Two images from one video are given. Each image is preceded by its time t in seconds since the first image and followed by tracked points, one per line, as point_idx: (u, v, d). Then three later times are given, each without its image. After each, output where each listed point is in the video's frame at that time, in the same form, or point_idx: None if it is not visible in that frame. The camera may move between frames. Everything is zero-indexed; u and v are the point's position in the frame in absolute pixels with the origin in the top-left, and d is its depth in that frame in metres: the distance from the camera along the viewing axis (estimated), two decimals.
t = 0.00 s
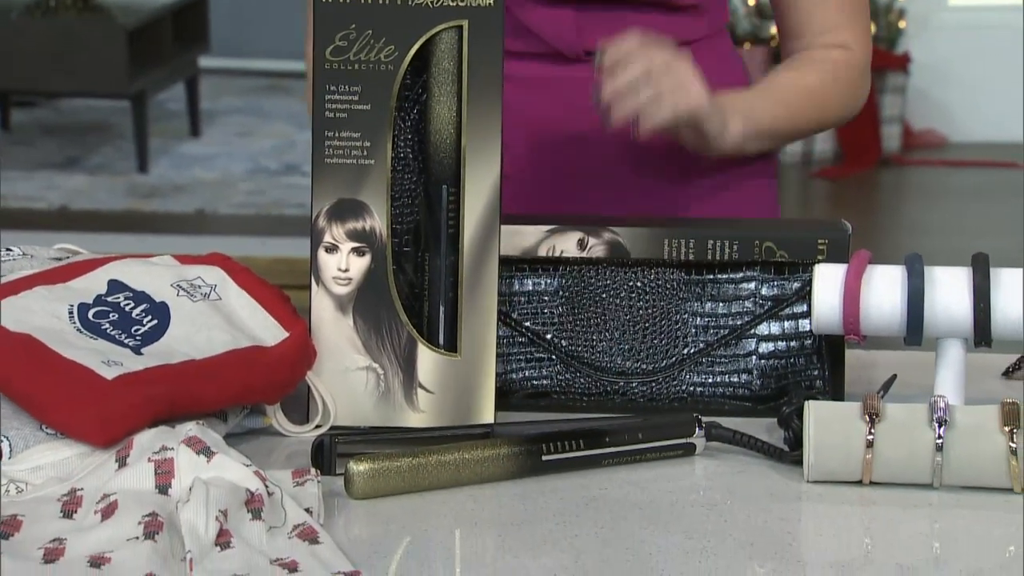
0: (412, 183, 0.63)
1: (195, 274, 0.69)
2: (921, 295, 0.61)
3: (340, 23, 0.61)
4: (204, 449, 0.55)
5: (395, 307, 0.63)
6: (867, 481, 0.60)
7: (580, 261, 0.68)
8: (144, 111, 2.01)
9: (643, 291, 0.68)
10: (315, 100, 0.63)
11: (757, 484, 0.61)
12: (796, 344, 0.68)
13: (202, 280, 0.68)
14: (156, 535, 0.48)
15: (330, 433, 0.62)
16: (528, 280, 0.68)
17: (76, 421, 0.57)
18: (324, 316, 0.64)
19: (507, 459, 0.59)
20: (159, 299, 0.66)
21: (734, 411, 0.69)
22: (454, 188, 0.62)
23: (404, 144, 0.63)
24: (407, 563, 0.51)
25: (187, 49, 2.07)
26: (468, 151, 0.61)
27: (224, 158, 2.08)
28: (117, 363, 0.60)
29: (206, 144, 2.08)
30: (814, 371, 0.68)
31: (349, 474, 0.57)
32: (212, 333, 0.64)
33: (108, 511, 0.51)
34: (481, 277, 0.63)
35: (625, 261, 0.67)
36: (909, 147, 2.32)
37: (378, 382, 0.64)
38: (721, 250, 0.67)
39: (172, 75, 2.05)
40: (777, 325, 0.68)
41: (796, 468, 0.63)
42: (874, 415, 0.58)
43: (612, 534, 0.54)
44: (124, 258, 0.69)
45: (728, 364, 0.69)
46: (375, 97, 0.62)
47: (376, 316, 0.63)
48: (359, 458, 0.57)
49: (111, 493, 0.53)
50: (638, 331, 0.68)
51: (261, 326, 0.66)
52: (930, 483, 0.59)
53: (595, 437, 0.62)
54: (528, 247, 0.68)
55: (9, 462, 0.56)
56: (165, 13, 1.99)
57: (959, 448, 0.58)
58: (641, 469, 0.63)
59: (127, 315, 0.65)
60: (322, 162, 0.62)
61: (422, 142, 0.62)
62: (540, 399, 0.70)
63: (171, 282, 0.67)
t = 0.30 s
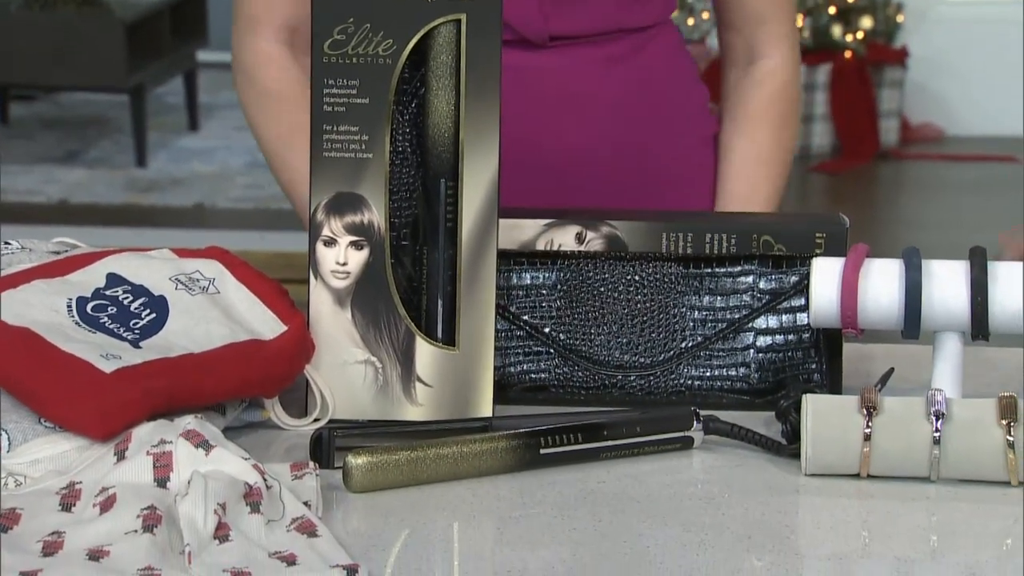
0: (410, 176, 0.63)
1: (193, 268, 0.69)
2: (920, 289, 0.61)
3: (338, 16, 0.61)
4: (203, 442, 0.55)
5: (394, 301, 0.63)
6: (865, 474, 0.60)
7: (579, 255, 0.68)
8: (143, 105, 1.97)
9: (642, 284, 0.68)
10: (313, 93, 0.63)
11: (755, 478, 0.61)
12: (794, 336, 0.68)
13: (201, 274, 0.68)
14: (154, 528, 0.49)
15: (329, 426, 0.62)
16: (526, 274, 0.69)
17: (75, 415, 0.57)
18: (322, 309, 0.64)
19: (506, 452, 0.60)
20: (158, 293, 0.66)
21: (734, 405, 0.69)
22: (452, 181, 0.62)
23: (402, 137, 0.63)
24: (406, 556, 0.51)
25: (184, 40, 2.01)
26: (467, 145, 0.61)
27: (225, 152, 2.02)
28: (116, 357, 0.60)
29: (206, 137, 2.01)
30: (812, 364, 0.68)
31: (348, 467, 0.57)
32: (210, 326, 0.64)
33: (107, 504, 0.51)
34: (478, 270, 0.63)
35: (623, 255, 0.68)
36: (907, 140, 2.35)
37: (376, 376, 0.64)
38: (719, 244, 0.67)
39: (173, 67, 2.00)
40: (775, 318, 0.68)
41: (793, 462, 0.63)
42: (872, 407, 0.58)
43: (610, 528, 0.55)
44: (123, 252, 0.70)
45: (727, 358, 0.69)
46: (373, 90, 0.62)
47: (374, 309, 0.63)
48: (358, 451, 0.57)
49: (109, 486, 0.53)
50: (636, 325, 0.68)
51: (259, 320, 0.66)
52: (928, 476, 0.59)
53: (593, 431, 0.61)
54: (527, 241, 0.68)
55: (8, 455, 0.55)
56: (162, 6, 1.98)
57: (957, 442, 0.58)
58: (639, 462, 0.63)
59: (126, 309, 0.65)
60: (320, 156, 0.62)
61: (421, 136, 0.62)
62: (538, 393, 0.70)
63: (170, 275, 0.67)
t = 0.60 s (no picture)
0: (408, 168, 0.63)
1: (191, 259, 0.69)
2: (916, 280, 0.61)
3: (335, 8, 0.61)
4: (200, 434, 0.55)
5: (391, 292, 0.63)
6: (862, 465, 0.60)
7: (576, 246, 0.69)
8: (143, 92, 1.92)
9: (639, 276, 0.68)
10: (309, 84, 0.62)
11: (752, 468, 0.61)
12: (791, 328, 0.68)
13: (198, 265, 0.68)
14: (151, 519, 0.49)
15: (327, 418, 0.62)
16: (524, 265, 0.69)
17: (72, 406, 0.57)
18: (320, 300, 0.64)
19: (503, 443, 0.59)
20: (155, 284, 0.66)
21: (730, 396, 0.69)
22: (449, 173, 0.62)
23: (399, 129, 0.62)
24: (403, 546, 0.51)
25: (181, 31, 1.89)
26: (465, 136, 0.62)
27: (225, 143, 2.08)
28: (114, 348, 0.60)
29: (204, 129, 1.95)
30: (809, 355, 0.68)
31: (346, 458, 0.57)
32: (208, 317, 0.64)
33: (104, 495, 0.51)
34: (476, 261, 0.63)
35: (622, 247, 0.68)
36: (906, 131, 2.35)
37: (373, 367, 0.64)
38: (714, 235, 0.68)
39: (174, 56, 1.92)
40: (773, 309, 0.68)
41: (790, 452, 0.63)
42: (868, 399, 0.59)
43: (607, 518, 0.55)
44: (120, 243, 0.70)
45: (723, 349, 0.69)
46: (370, 82, 0.62)
47: (371, 300, 0.63)
48: (356, 442, 0.57)
49: (107, 476, 0.53)
50: (633, 316, 0.68)
51: (256, 310, 0.66)
52: (925, 467, 0.60)
53: (591, 422, 0.62)
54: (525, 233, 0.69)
55: (7, 445, 0.55)
56: None
57: (953, 433, 0.58)
58: (636, 453, 0.63)
59: (123, 300, 0.65)
60: (318, 148, 0.62)
61: (418, 127, 0.62)
62: (534, 383, 0.69)
63: (167, 267, 0.67)
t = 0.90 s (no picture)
0: (405, 158, 0.62)
1: (188, 249, 0.69)
2: (913, 271, 0.61)
3: None
4: (197, 423, 0.55)
5: (388, 283, 0.63)
6: (859, 455, 0.60)
7: (571, 237, 0.68)
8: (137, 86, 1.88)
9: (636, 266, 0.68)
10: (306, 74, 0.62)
11: (749, 459, 0.61)
12: (788, 318, 0.68)
13: (195, 255, 0.68)
14: (149, 509, 0.49)
15: (324, 407, 0.62)
16: (521, 254, 0.69)
17: (68, 395, 0.57)
18: (316, 290, 0.64)
19: (501, 432, 0.60)
20: (152, 274, 0.66)
21: (727, 386, 0.69)
22: (446, 163, 0.62)
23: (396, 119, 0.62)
24: (400, 536, 0.51)
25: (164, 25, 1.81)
26: (461, 125, 0.62)
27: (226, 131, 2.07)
28: (111, 338, 0.60)
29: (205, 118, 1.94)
30: (806, 346, 0.68)
31: (342, 447, 0.57)
32: (204, 308, 0.64)
33: (101, 485, 0.51)
34: (472, 251, 0.63)
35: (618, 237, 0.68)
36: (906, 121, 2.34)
37: (370, 357, 0.64)
38: (714, 226, 0.68)
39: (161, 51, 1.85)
40: (769, 299, 0.68)
41: (788, 442, 0.63)
42: (865, 388, 0.59)
43: (603, 508, 0.55)
44: (117, 233, 0.69)
45: (720, 339, 0.69)
46: (367, 72, 0.61)
47: (368, 289, 0.63)
48: (353, 432, 0.58)
49: (104, 466, 0.53)
50: (630, 307, 0.69)
51: (253, 300, 0.66)
52: (922, 456, 0.60)
53: (588, 412, 0.62)
54: (520, 223, 0.69)
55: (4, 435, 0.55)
56: None
57: (950, 422, 0.58)
58: (634, 443, 0.63)
59: (120, 290, 0.65)
60: (315, 138, 0.62)
61: (415, 118, 0.62)
62: (531, 373, 0.69)
63: (164, 256, 0.67)
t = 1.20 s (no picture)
0: (403, 147, 0.63)
1: (185, 238, 0.69)
2: (912, 260, 0.61)
3: None
4: (194, 412, 0.55)
5: (386, 272, 0.63)
6: (856, 444, 0.61)
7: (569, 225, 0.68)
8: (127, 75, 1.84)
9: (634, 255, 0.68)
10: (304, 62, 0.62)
11: (745, 448, 0.61)
12: (786, 307, 0.68)
13: (192, 244, 0.68)
14: (146, 498, 0.49)
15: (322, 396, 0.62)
16: (519, 244, 0.69)
17: (66, 383, 0.57)
18: (315, 278, 0.64)
19: (499, 421, 0.60)
20: (149, 263, 0.66)
21: (725, 374, 0.69)
22: (443, 153, 0.62)
23: (394, 108, 0.62)
24: (398, 525, 0.52)
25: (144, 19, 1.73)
26: (459, 113, 0.61)
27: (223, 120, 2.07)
28: (108, 327, 0.60)
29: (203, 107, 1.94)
30: (803, 335, 0.68)
31: (341, 436, 0.57)
32: (202, 297, 0.64)
33: (99, 474, 0.51)
34: (470, 241, 0.63)
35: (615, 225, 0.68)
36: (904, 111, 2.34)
37: (368, 347, 0.64)
38: (714, 214, 0.68)
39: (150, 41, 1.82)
40: (767, 289, 0.68)
41: (785, 431, 0.64)
42: (863, 377, 0.59)
43: (601, 496, 0.55)
44: (114, 222, 0.69)
45: (719, 328, 0.69)
46: (365, 60, 0.61)
47: (366, 278, 0.64)
48: (351, 421, 0.58)
49: (101, 455, 0.53)
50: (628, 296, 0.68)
51: (251, 289, 0.65)
52: (919, 445, 0.60)
53: (586, 400, 0.62)
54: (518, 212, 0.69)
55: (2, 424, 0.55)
56: None
57: (947, 410, 0.58)
58: (631, 432, 0.63)
59: (117, 279, 0.65)
60: (312, 127, 0.62)
61: (412, 107, 0.62)
62: (529, 363, 0.70)
63: (161, 246, 0.67)
